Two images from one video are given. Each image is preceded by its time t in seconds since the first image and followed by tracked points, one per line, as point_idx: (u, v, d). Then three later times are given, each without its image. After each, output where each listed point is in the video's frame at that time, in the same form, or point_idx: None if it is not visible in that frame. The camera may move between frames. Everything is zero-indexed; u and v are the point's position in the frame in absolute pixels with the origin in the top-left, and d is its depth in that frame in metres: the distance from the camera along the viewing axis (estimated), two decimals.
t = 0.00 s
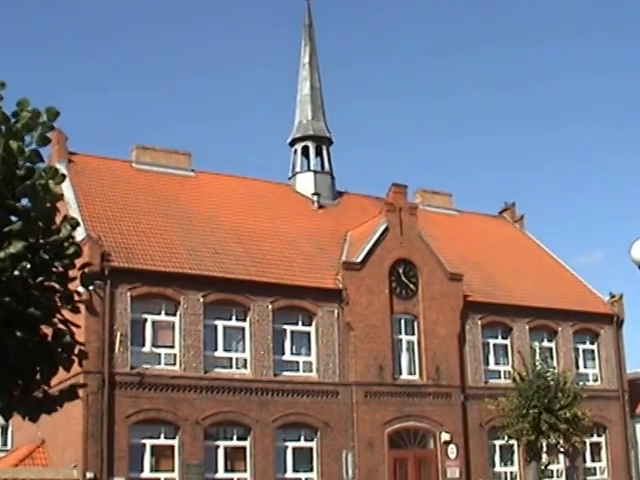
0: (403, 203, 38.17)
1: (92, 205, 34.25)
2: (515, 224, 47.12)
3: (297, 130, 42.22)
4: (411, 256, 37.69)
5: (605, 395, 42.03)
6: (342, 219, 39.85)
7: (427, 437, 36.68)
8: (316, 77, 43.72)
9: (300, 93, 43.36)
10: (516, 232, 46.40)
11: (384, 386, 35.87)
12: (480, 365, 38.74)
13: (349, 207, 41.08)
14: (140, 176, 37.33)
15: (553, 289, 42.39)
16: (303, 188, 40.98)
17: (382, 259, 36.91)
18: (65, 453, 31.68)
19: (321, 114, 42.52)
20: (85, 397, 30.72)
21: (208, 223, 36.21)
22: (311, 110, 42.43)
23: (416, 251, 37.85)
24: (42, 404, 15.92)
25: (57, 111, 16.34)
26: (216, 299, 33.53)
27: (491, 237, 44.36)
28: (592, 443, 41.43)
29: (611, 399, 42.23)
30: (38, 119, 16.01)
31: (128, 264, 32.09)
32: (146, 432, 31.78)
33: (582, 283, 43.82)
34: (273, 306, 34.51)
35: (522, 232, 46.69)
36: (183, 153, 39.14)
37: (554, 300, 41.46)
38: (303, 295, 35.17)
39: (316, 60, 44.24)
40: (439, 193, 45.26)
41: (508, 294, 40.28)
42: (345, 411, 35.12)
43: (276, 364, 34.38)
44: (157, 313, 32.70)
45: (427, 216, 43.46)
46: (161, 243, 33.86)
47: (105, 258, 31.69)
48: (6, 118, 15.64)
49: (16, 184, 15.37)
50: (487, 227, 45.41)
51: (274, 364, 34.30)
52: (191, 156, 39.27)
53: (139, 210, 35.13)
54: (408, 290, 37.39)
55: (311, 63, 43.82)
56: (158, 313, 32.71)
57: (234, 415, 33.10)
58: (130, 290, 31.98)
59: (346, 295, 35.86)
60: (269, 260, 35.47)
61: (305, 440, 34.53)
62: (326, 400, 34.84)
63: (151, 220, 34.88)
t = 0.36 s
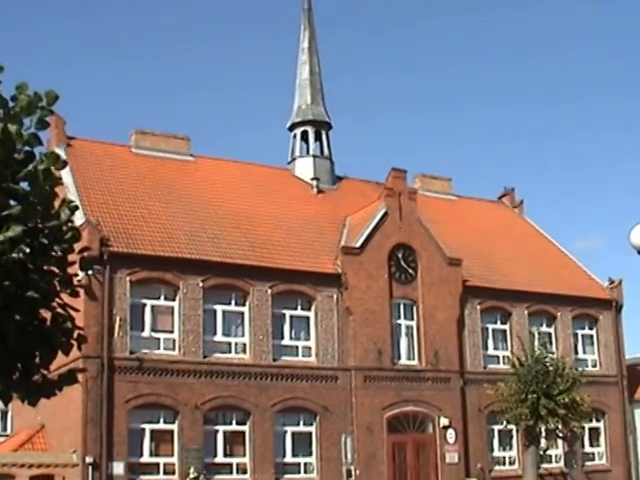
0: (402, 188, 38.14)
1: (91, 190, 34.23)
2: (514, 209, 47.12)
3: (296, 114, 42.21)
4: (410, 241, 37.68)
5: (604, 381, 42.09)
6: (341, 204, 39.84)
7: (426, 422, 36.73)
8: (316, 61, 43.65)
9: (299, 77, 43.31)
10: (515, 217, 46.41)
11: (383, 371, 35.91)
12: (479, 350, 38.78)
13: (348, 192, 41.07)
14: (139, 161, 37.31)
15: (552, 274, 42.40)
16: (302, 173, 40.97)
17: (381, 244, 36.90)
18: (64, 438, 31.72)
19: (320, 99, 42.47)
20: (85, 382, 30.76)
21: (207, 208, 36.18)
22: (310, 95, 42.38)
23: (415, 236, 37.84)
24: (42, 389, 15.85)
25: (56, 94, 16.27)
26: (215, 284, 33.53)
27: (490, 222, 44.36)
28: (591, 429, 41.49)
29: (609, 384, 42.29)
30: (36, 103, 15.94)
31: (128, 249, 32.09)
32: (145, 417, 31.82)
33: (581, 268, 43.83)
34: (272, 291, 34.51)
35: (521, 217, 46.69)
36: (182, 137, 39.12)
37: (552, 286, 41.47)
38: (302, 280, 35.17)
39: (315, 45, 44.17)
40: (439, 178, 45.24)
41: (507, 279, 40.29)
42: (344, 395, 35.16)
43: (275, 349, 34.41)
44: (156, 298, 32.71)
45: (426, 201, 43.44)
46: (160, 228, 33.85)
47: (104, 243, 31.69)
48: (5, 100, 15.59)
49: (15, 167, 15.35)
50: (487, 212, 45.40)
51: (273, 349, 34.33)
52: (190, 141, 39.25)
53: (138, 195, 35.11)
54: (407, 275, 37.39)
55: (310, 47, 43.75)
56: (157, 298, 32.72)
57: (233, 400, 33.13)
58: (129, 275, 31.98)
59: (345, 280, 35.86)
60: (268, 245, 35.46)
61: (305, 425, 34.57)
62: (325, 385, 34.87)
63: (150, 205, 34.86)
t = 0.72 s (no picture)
0: (402, 172, 38.10)
1: (90, 174, 34.21)
2: (514, 194, 47.10)
3: (295, 99, 42.18)
4: (410, 226, 37.66)
5: (602, 366, 42.13)
6: (341, 188, 39.82)
7: (425, 406, 36.76)
8: (315, 45, 43.57)
9: (299, 62, 43.23)
10: (515, 202, 46.39)
11: (382, 355, 35.94)
12: (478, 335, 38.82)
13: (348, 177, 41.04)
14: (139, 145, 37.28)
15: (551, 259, 42.38)
16: (301, 158, 40.95)
17: (381, 229, 36.88)
18: (64, 423, 31.76)
19: (320, 83, 42.42)
20: (84, 366, 30.82)
21: (206, 192, 36.16)
22: (310, 79, 42.33)
23: (414, 220, 37.81)
24: (42, 373, 15.89)
25: (54, 78, 16.20)
26: (214, 269, 33.52)
27: (489, 207, 44.34)
28: (590, 413, 41.53)
29: (608, 369, 42.33)
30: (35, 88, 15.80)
31: (127, 233, 32.08)
32: (145, 401, 31.87)
33: (580, 253, 43.82)
34: (271, 276, 34.51)
35: (521, 202, 46.67)
36: (182, 121, 39.08)
37: (551, 270, 41.46)
38: (301, 265, 35.16)
39: (314, 29, 44.08)
40: (438, 162, 45.22)
41: (505, 263, 40.28)
42: (343, 380, 35.19)
43: (274, 333, 34.44)
44: (156, 283, 32.70)
45: (425, 186, 43.42)
46: (160, 212, 33.83)
47: (103, 228, 31.68)
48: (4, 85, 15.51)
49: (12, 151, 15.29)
50: (486, 196, 45.39)
51: (272, 333, 34.34)
52: (190, 125, 39.21)
53: (138, 180, 35.09)
54: (406, 260, 37.38)
55: (310, 32, 43.67)
56: (156, 282, 32.71)
57: (232, 384, 33.15)
58: (128, 260, 31.97)
59: (344, 264, 35.85)
60: (268, 230, 35.44)
61: (304, 409, 34.61)
62: (324, 369, 34.91)
63: (150, 190, 34.83)
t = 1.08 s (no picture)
0: (401, 157, 38.07)
1: (89, 159, 34.18)
2: (513, 179, 47.08)
3: (294, 84, 42.13)
4: (409, 211, 37.64)
5: (602, 351, 42.15)
6: (340, 173, 39.79)
7: (424, 391, 36.79)
8: (314, 30, 43.50)
9: (298, 47, 43.16)
10: (514, 187, 46.38)
11: (381, 340, 35.96)
12: (477, 320, 38.85)
13: (347, 162, 41.01)
14: (138, 130, 37.24)
15: (550, 244, 42.38)
16: (300, 143, 40.92)
17: (380, 214, 36.86)
18: (63, 408, 31.79)
19: (319, 68, 42.36)
20: (83, 352, 30.84)
21: (205, 177, 36.13)
22: (309, 64, 42.27)
23: (414, 205, 37.79)
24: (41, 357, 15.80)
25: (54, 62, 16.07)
26: (213, 254, 33.51)
27: (488, 192, 44.33)
28: (589, 398, 41.58)
29: (607, 354, 42.36)
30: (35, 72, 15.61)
31: (126, 218, 32.06)
32: (144, 387, 31.88)
33: (579, 238, 43.83)
34: (271, 261, 34.51)
35: (520, 187, 46.65)
36: (181, 106, 39.02)
37: (550, 255, 41.47)
38: (301, 250, 35.15)
39: (313, 14, 44.00)
40: (438, 147, 45.19)
41: (504, 248, 40.27)
42: (342, 365, 35.22)
43: (273, 318, 34.46)
44: (155, 268, 32.69)
45: (425, 171, 43.40)
46: (159, 197, 33.80)
47: (102, 213, 31.66)
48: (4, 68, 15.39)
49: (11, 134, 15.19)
50: (485, 181, 45.38)
51: (271, 318, 34.36)
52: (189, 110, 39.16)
53: (137, 165, 35.05)
54: (406, 245, 37.36)
55: (309, 17, 43.60)
56: (155, 267, 32.71)
57: (231, 369, 33.17)
58: (127, 245, 31.96)
59: (343, 249, 35.84)
60: (267, 215, 35.43)
61: (303, 394, 34.64)
62: (324, 354, 34.93)
63: (149, 175, 34.81)
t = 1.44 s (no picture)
0: (400, 143, 38.03)
1: (88, 145, 34.16)
2: (512, 166, 47.05)
3: (293, 70, 42.08)
4: (408, 197, 37.61)
5: (600, 338, 42.17)
6: (339, 160, 39.75)
7: (423, 378, 36.83)
8: (313, 17, 43.43)
9: (297, 33, 43.09)
10: (513, 173, 46.36)
11: (380, 326, 35.97)
12: (476, 306, 38.87)
13: (347, 148, 40.98)
14: (137, 116, 37.20)
15: (550, 231, 42.36)
16: (299, 129, 40.88)
17: (379, 200, 36.83)
18: (63, 395, 31.81)
19: (318, 54, 42.30)
20: (83, 338, 30.84)
21: (204, 164, 36.10)
22: (308, 50, 42.21)
23: (413, 191, 37.76)
24: (41, 342, 15.80)
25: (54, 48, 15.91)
26: (212, 240, 33.48)
27: (487, 178, 44.33)
28: (587, 385, 41.63)
29: (606, 341, 42.38)
30: (33, 58, 15.45)
31: (125, 204, 32.05)
32: (143, 373, 31.91)
33: (579, 225, 43.82)
34: (269, 247, 34.49)
35: (519, 174, 46.64)
36: (180, 93, 38.99)
37: (549, 242, 41.46)
38: (300, 236, 35.13)
39: None
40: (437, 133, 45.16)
41: (503, 235, 40.26)
42: (341, 351, 35.24)
43: (272, 304, 34.47)
44: (153, 254, 32.68)
45: (424, 157, 43.38)
46: (158, 183, 33.78)
47: (101, 199, 31.63)
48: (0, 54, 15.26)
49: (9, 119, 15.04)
50: (484, 167, 45.36)
51: (271, 304, 34.37)
52: (188, 96, 39.12)
53: (136, 151, 35.03)
54: (405, 232, 37.35)
55: (308, 3, 43.53)
56: (154, 254, 32.70)
57: (231, 356, 33.20)
58: (126, 232, 31.94)
59: (342, 236, 35.82)
60: (266, 201, 35.40)
61: (302, 381, 34.68)
62: (323, 341, 34.95)
63: (148, 161, 34.79)
